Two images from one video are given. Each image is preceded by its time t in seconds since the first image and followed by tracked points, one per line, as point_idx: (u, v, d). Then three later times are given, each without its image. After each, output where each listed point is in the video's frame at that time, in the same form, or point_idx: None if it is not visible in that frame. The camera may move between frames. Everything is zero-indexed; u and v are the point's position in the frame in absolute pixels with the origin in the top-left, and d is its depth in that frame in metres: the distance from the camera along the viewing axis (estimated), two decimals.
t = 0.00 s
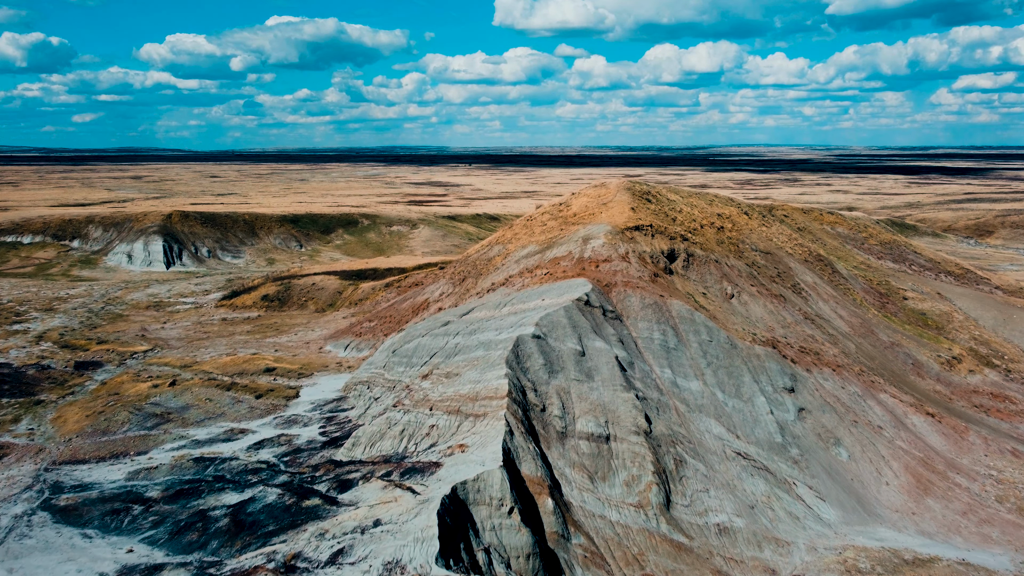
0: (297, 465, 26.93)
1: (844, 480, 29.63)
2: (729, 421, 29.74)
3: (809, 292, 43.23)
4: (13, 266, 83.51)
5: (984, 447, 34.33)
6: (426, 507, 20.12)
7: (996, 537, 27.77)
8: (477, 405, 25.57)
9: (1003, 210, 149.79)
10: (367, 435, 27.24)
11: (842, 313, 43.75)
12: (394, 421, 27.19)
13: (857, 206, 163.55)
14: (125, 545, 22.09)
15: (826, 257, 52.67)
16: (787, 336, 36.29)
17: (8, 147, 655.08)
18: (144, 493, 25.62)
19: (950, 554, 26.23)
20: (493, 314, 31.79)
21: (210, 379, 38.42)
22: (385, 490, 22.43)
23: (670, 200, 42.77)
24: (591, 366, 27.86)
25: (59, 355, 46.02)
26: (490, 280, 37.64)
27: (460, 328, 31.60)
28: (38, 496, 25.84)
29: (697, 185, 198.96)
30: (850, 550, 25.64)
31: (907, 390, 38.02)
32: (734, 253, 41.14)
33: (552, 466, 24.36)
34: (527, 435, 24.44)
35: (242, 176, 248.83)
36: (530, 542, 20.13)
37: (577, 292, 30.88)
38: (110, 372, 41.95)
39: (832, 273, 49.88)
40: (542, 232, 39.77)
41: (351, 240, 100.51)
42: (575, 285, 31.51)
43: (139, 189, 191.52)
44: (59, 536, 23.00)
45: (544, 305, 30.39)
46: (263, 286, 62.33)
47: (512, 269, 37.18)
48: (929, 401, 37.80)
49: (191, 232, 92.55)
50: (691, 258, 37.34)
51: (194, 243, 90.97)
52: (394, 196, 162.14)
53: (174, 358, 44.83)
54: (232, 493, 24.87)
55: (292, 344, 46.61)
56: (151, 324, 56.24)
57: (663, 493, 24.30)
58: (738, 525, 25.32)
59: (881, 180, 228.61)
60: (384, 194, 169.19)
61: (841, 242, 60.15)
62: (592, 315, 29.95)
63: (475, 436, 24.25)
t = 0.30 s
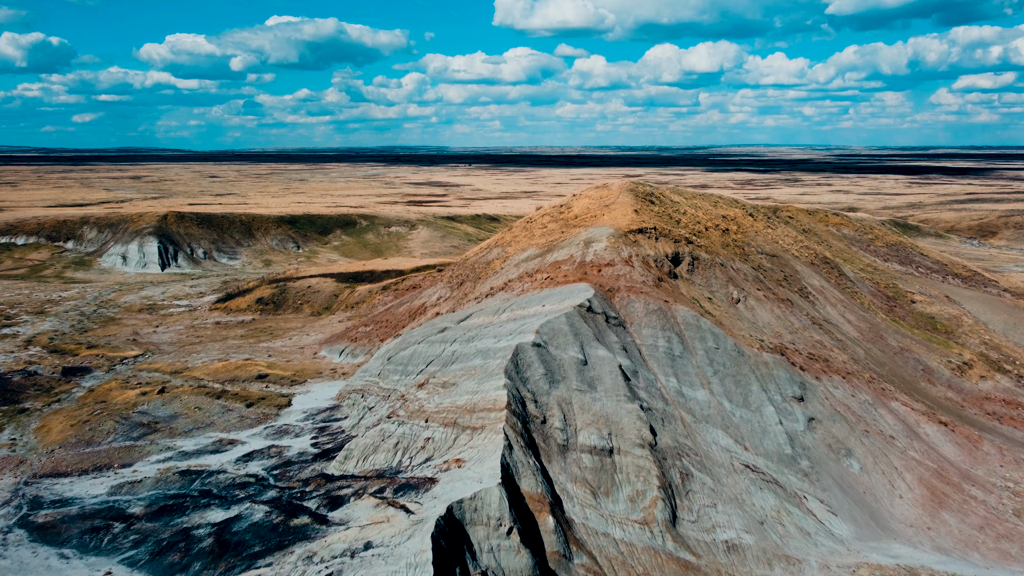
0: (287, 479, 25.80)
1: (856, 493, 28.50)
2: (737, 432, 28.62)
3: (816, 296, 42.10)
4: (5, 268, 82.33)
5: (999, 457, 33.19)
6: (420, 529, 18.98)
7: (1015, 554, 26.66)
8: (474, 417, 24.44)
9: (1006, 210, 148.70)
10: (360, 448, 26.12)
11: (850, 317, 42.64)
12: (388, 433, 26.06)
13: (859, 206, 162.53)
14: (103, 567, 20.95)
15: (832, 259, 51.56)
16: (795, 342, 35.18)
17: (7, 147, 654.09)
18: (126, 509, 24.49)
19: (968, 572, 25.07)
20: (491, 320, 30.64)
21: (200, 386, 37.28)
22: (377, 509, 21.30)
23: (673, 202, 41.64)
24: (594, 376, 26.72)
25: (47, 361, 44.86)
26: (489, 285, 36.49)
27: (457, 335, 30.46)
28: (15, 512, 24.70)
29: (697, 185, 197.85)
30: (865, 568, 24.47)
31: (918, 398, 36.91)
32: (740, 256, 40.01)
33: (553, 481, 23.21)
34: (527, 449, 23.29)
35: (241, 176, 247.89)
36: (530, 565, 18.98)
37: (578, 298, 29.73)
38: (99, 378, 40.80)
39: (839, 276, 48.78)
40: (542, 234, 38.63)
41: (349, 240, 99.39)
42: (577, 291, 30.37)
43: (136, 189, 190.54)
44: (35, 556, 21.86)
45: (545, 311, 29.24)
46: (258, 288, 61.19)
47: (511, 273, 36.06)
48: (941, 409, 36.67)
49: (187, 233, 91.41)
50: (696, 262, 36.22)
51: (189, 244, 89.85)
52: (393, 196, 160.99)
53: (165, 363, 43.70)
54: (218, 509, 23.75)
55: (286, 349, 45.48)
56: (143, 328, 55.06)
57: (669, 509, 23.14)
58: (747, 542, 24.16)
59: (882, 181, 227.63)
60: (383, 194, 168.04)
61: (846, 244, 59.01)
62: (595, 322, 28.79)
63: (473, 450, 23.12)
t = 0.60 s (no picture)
0: (275, 494, 24.68)
1: (868, 507, 27.36)
2: (745, 444, 27.50)
3: (824, 300, 41.00)
4: None
5: (1015, 468, 32.01)
6: (413, 553, 17.83)
7: None
8: (471, 430, 23.32)
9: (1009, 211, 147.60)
10: (352, 461, 25.00)
11: (858, 322, 41.52)
12: (382, 446, 24.93)
13: (861, 206, 161.49)
14: None
15: (838, 262, 50.47)
16: (803, 349, 34.09)
17: (6, 147, 653.30)
18: (107, 527, 23.37)
19: None
20: (490, 327, 29.49)
21: (190, 394, 36.15)
22: (368, 529, 20.17)
23: (677, 204, 40.50)
24: (596, 386, 25.56)
25: (34, 367, 43.71)
26: (488, 289, 35.34)
27: (454, 343, 29.32)
28: None
29: (698, 185, 196.73)
30: None
31: (930, 406, 35.78)
32: (746, 260, 38.90)
33: (554, 498, 22.04)
34: (527, 464, 22.13)
35: (241, 176, 246.89)
36: None
37: (580, 303, 28.57)
38: (86, 385, 39.67)
39: (846, 279, 47.67)
40: (542, 237, 37.48)
41: (347, 242, 98.24)
42: (579, 296, 29.22)
43: (134, 190, 189.50)
44: None
45: (545, 318, 28.07)
46: (253, 291, 60.07)
47: (510, 278, 34.91)
48: (954, 417, 35.53)
49: (182, 234, 90.28)
50: (701, 265, 35.11)
51: (185, 245, 88.72)
52: (391, 196, 159.86)
53: (155, 369, 42.55)
54: (202, 528, 22.63)
55: (280, 354, 44.35)
56: (135, 332, 53.95)
57: (675, 526, 21.95)
58: (757, 560, 23.01)
59: (884, 181, 226.64)
60: (382, 194, 166.92)
61: (852, 246, 57.92)
62: (598, 329, 27.61)
63: (470, 466, 21.99)
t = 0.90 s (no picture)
0: (263, 511, 23.54)
1: (882, 523, 26.19)
2: (754, 457, 26.35)
3: (832, 305, 39.88)
4: None
5: None
6: None
7: None
8: (468, 445, 22.15)
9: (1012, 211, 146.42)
10: (343, 477, 23.85)
11: (867, 326, 40.39)
12: (375, 460, 23.79)
13: (863, 207, 160.35)
14: None
15: (845, 265, 49.37)
16: (813, 356, 32.98)
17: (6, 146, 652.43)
18: (85, 547, 22.21)
19: None
20: (488, 335, 28.32)
21: (178, 403, 35.02)
22: (358, 552, 19.02)
23: (681, 205, 39.39)
24: (599, 397, 24.40)
25: (20, 373, 42.54)
26: (486, 294, 34.17)
27: (451, 351, 28.18)
28: None
29: (699, 185, 195.65)
30: None
31: (943, 415, 34.63)
32: (752, 263, 37.80)
33: (555, 516, 20.78)
34: (527, 481, 20.92)
35: (239, 176, 246.28)
36: None
37: (582, 310, 27.41)
38: (73, 393, 38.52)
39: (853, 282, 46.55)
40: (543, 240, 36.31)
41: (345, 243, 97.08)
42: (581, 302, 28.09)
43: (132, 190, 188.51)
44: None
45: (545, 326, 26.92)
46: (247, 294, 58.94)
47: (509, 282, 33.73)
48: (968, 426, 34.37)
49: (177, 235, 89.12)
50: (706, 270, 33.98)
51: (180, 247, 87.57)
52: (390, 197, 158.73)
53: (145, 375, 41.40)
54: (185, 549, 21.49)
55: (273, 360, 43.19)
56: (126, 336, 52.80)
57: (683, 545, 20.68)
58: None
59: (885, 181, 225.58)
60: (381, 194, 165.75)
61: (858, 248, 56.78)
62: (600, 337, 26.46)
63: (466, 483, 20.81)
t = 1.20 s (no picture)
0: (249, 529, 22.40)
1: (898, 539, 24.97)
2: (764, 471, 25.18)
3: (840, 309, 38.77)
4: None
5: None
6: None
7: None
8: (464, 461, 20.99)
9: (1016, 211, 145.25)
10: (334, 493, 22.70)
11: (876, 331, 39.26)
12: (366, 476, 22.64)
13: (864, 207, 159.27)
14: None
15: (852, 267, 48.26)
16: (822, 363, 31.88)
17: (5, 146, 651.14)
18: (61, 568, 21.05)
19: None
20: (486, 343, 27.16)
21: (166, 411, 33.85)
22: None
23: (686, 207, 38.24)
24: (602, 409, 23.24)
25: (5, 379, 41.36)
26: (485, 300, 32.99)
27: (448, 359, 27.01)
28: None
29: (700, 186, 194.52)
30: None
31: (957, 423, 33.48)
32: (759, 267, 36.67)
33: (556, 536, 19.52)
34: (526, 499, 19.72)
35: (238, 176, 245.48)
36: None
37: (584, 317, 26.24)
38: (59, 400, 37.36)
39: (861, 285, 45.44)
40: (543, 243, 35.14)
41: (343, 244, 95.92)
42: (584, 308, 26.95)
43: (130, 190, 187.43)
44: None
45: (546, 333, 25.76)
46: (241, 297, 57.77)
47: (509, 287, 32.55)
48: (982, 435, 33.23)
49: (173, 236, 87.95)
50: (712, 274, 32.85)
51: (176, 248, 86.44)
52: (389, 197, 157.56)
53: (134, 382, 40.25)
54: (165, 571, 20.33)
55: (266, 366, 42.05)
56: (117, 340, 51.63)
57: (691, 566, 19.39)
58: None
59: (886, 181, 224.63)
60: (379, 194, 164.58)
61: (865, 250, 55.67)
62: (603, 346, 25.32)
63: (462, 502, 19.64)
